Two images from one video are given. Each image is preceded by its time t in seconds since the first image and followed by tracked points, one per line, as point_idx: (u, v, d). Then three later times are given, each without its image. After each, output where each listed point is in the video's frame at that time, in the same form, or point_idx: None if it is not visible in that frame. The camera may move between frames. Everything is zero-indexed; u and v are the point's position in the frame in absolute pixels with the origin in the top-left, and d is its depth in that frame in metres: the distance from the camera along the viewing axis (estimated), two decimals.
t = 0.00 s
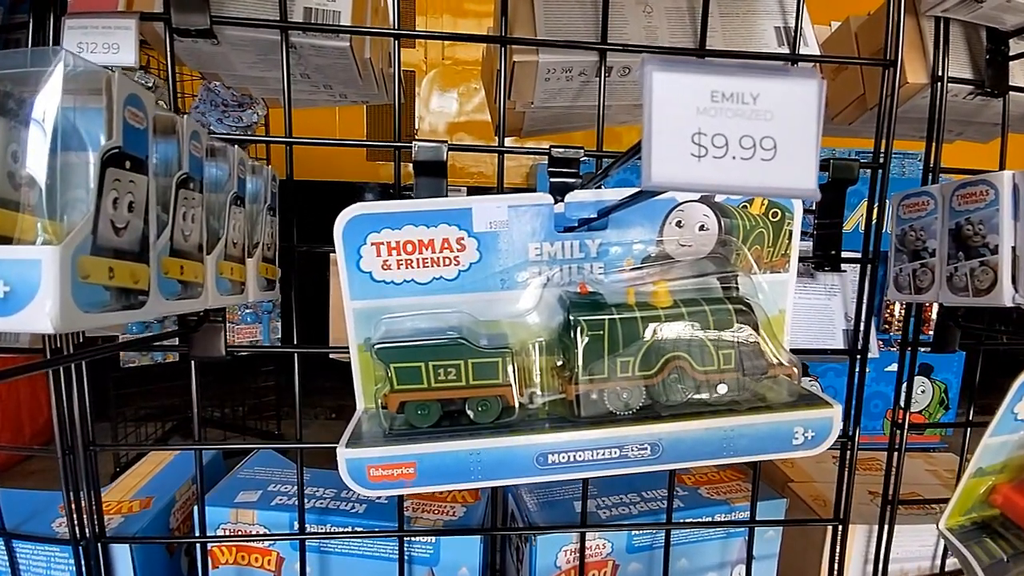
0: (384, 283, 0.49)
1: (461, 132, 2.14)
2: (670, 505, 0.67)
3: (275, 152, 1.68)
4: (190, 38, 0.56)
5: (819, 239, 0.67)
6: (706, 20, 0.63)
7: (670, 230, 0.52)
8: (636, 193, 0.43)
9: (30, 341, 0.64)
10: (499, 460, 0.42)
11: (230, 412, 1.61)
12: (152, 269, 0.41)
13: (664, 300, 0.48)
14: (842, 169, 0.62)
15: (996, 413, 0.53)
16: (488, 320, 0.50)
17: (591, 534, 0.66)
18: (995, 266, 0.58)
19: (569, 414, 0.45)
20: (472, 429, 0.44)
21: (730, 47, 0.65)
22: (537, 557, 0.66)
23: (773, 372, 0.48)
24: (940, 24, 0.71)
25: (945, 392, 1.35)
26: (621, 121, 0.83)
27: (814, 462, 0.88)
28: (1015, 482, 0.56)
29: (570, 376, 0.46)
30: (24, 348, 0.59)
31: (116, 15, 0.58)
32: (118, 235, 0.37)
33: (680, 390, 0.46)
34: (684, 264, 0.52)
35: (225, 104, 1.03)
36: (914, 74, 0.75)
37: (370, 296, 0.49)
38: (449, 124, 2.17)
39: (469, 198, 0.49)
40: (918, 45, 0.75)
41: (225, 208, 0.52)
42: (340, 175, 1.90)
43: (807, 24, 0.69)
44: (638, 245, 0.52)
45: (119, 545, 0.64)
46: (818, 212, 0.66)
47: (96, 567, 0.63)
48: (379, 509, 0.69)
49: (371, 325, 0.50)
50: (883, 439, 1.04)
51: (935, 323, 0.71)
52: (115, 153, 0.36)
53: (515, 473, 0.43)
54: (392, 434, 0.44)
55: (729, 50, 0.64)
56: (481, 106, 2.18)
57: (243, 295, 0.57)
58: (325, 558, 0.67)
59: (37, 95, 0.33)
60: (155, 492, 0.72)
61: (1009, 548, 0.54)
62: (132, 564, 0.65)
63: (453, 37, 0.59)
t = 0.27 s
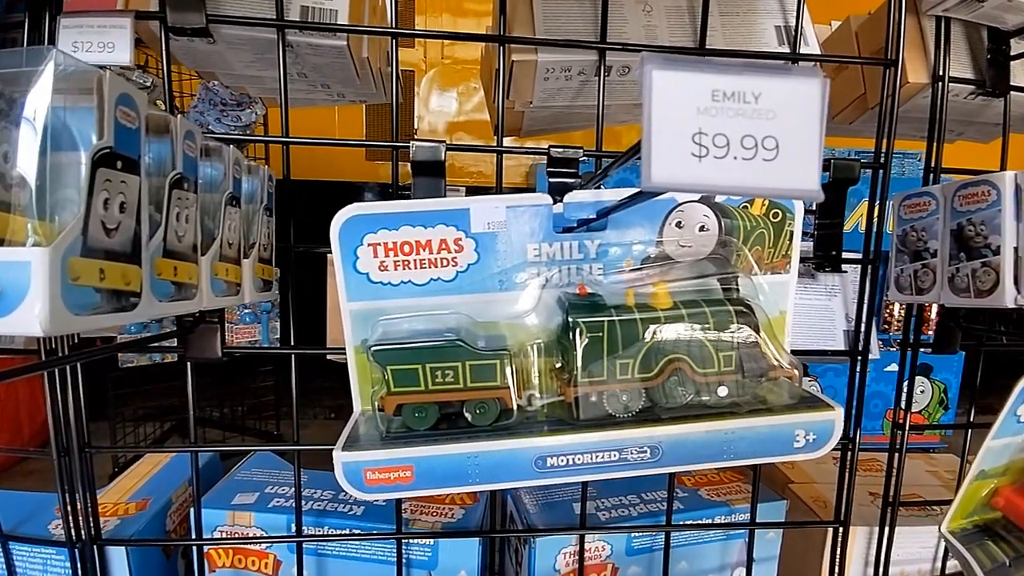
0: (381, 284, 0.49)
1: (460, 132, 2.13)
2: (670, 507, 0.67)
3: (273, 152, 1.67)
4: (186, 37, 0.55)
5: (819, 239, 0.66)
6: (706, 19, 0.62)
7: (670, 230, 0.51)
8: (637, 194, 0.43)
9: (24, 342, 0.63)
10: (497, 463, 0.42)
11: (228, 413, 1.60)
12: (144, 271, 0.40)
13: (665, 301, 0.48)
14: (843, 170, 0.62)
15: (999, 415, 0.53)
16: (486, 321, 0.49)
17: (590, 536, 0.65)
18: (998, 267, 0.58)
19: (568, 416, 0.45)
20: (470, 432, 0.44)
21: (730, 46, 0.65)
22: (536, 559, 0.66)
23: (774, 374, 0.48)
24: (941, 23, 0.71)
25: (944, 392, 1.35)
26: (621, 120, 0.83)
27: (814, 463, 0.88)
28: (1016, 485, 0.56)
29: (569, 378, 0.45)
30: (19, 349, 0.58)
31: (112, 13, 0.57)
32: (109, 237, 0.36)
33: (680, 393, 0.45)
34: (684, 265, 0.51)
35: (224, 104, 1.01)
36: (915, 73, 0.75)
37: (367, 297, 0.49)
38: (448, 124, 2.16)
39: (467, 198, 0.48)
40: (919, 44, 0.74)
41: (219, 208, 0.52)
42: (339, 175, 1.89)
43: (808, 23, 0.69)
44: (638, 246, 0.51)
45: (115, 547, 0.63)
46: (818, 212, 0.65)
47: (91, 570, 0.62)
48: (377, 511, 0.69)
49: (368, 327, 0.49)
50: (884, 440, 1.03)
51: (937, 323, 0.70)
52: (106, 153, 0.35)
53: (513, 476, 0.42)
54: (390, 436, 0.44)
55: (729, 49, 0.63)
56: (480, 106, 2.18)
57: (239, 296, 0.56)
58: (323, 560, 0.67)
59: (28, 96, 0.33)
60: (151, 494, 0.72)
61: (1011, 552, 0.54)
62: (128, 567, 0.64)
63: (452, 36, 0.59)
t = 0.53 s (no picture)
0: (382, 286, 0.48)
1: (460, 132, 2.13)
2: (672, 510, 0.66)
3: (273, 153, 1.67)
4: (185, 37, 0.55)
5: (820, 240, 0.66)
6: (706, 20, 0.62)
7: (672, 232, 0.51)
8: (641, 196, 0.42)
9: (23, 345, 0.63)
10: (499, 466, 0.42)
11: (230, 413, 1.60)
12: (142, 274, 0.40)
13: (667, 304, 0.48)
14: (848, 170, 0.61)
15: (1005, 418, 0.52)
16: (487, 324, 0.49)
17: (591, 539, 0.65)
18: (1000, 269, 0.57)
19: (570, 420, 0.45)
20: (471, 436, 0.44)
21: (732, 47, 0.65)
22: (537, 562, 0.66)
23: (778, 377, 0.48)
24: (943, 24, 0.71)
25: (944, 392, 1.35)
26: (622, 121, 0.83)
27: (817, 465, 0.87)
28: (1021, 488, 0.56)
29: (572, 381, 0.45)
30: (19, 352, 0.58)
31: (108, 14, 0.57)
32: (106, 239, 0.36)
33: (682, 396, 0.45)
34: (686, 266, 0.51)
35: (224, 105, 1.01)
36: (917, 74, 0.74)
37: (367, 300, 0.48)
38: (448, 125, 2.16)
39: (468, 200, 0.48)
40: (921, 44, 0.74)
41: (218, 209, 0.51)
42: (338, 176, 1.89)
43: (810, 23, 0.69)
44: (639, 247, 0.51)
45: (114, 550, 0.62)
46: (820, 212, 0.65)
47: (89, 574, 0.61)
48: (377, 513, 0.68)
49: (368, 329, 0.49)
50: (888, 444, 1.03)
51: (940, 324, 0.70)
52: (103, 155, 0.35)
53: (515, 479, 0.42)
54: (390, 441, 0.44)
55: (731, 50, 0.63)
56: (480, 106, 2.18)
57: (238, 298, 0.56)
58: (323, 563, 0.66)
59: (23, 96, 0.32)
60: (150, 496, 0.71)
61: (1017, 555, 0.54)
62: (126, 569, 0.64)
63: (452, 37, 0.58)
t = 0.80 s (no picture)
0: (377, 285, 0.48)
1: (459, 132, 2.13)
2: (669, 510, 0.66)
3: (271, 152, 1.66)
4: (178, 34, 0.54)
5: (819, 239, 0.66)
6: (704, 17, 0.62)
7: (669, 230, 0.51)
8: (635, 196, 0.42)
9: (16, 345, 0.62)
10: (493, 466, 0.41)
11: (228, 413, 1.59)
12: (131, 272, 0.39)
13: (665, 303, 0.47)
14: (847, 169, 0.61)
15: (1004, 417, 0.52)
16: (482, 323, 0.49)
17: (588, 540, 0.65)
18: (999, 267, 0.57)
19: (566, 420, 0.44)
20: (466, 436, 0.43)
21: (730, 45, 0.64)
22: (534, 564, 0.65)
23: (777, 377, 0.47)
24: (942, 22, 0.70)
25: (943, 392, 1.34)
26: (621, 119, 0.82)
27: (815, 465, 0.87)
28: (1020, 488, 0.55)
29: (568, 380, 0.45)
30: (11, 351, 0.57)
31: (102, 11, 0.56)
32: (93, 237, 0.36)
33: (680, 396, 0.45)
34: (684, 265, 0.51)
35: (221, 104, 1.01)
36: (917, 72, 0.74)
37: (362, 299, 0.48)
38: (447, 124, 2.16)
39: (463, 198, 0.48)
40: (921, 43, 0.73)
41: (211, 208, 0.51)
42: (337, 176, 1.88)
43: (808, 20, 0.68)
44: (637, 246, 0.50)
45: (108, 552, 0.62)
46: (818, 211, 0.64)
47: None
48: (373, 514, 0.68)
49: (363, 329, 0.49)
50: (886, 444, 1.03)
51: (939, 323, 0.69)
52: (90, 152, 0.35)
53: (510, 480, 0.42)
54: (384, 441, 0.43)
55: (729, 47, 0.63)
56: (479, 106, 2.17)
57: (232, 298, 0.55)
58: (319, 565, 0.66)
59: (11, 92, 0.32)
60: (144, 497, 0.71)
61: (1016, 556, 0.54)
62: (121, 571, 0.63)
63: (449, 34, 0.58)
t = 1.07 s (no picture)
0: (369, 285, 0.48)
1: (457, 133, 2.13)
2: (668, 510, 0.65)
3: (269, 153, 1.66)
4: (174, 33, 0.54)
5: (816, 238, 0.66)
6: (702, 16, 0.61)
7: (665, 230, 0.51)
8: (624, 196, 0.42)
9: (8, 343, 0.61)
10: (487, 468, 0.42)
11: (226, 414, 1.59)
12: (124, 272, 0.39)
13: (660, 301, 0.47)
14: (845, 168, 0.61)
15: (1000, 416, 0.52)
16: (477, 321, 0.49)
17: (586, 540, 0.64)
18: (995, 263, 0.57)
19: (564, 420, 0.44)
20: (462, 436, 0.43)
21: (728, 44, 0.64)
22: (531, 563, 0.65)
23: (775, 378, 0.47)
24: (940, 21, 0.70)
25: (941, 392, 1.34)
26: (619, 119, 0.82)
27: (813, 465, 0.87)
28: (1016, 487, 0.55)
29: (564, 381, 0.45)
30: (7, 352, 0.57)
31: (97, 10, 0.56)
32: (86, 236, 0.36)
33: (679, 396, 0.45)
34: (681, 265, 0.50)
35: (220, 104, 1.01)
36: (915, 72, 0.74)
37: (356, 298, 0.48)
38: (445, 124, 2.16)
39: (457, 197, 0.48)
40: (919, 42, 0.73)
41: (206, 208, 0.51)
42: (335, 176, 1.88)
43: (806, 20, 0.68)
44: (632, 246, 0.51)
45: (105, 552, 0.61)
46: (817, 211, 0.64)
47: None
48: (371, 514, 0.68)
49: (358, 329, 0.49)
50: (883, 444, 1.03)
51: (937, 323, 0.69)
52: (81, 151, 0.35)
53: (505, 482, 0.42)
54: (380, 440, 0.43)
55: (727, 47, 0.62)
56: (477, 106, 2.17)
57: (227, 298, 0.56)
58: (316, 565, 0.66)
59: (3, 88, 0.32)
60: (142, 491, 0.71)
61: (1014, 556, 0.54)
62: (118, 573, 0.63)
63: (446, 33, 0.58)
